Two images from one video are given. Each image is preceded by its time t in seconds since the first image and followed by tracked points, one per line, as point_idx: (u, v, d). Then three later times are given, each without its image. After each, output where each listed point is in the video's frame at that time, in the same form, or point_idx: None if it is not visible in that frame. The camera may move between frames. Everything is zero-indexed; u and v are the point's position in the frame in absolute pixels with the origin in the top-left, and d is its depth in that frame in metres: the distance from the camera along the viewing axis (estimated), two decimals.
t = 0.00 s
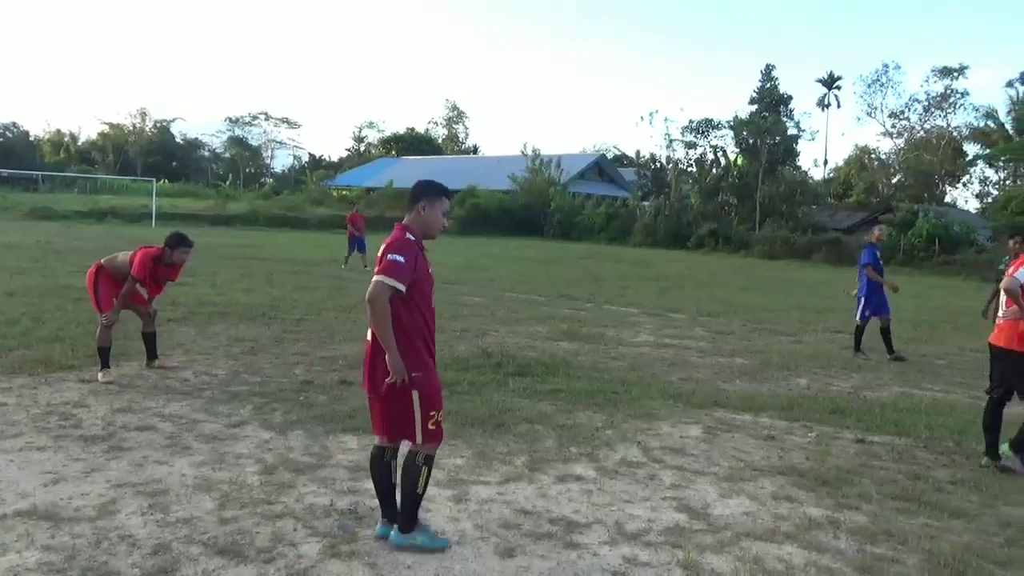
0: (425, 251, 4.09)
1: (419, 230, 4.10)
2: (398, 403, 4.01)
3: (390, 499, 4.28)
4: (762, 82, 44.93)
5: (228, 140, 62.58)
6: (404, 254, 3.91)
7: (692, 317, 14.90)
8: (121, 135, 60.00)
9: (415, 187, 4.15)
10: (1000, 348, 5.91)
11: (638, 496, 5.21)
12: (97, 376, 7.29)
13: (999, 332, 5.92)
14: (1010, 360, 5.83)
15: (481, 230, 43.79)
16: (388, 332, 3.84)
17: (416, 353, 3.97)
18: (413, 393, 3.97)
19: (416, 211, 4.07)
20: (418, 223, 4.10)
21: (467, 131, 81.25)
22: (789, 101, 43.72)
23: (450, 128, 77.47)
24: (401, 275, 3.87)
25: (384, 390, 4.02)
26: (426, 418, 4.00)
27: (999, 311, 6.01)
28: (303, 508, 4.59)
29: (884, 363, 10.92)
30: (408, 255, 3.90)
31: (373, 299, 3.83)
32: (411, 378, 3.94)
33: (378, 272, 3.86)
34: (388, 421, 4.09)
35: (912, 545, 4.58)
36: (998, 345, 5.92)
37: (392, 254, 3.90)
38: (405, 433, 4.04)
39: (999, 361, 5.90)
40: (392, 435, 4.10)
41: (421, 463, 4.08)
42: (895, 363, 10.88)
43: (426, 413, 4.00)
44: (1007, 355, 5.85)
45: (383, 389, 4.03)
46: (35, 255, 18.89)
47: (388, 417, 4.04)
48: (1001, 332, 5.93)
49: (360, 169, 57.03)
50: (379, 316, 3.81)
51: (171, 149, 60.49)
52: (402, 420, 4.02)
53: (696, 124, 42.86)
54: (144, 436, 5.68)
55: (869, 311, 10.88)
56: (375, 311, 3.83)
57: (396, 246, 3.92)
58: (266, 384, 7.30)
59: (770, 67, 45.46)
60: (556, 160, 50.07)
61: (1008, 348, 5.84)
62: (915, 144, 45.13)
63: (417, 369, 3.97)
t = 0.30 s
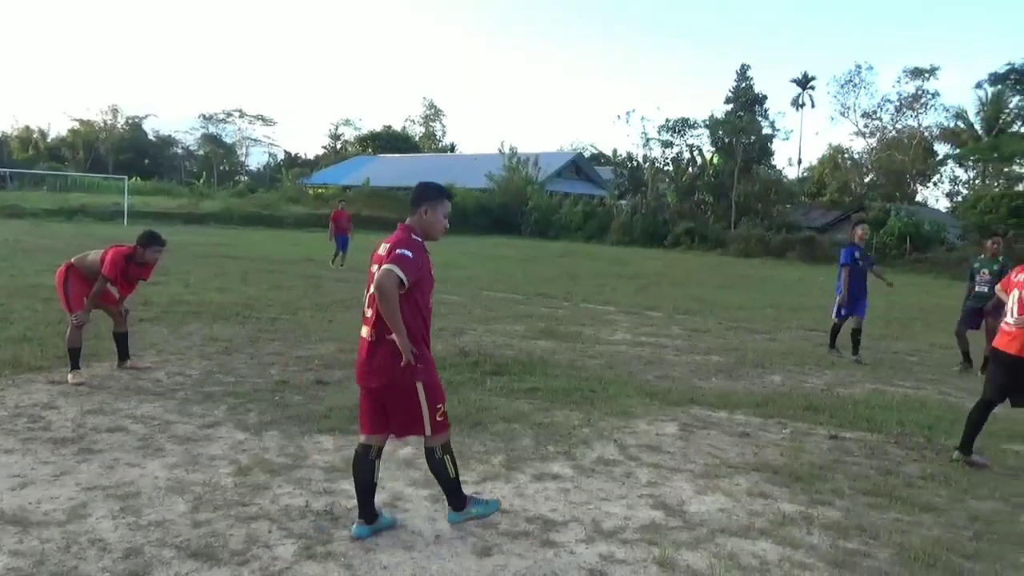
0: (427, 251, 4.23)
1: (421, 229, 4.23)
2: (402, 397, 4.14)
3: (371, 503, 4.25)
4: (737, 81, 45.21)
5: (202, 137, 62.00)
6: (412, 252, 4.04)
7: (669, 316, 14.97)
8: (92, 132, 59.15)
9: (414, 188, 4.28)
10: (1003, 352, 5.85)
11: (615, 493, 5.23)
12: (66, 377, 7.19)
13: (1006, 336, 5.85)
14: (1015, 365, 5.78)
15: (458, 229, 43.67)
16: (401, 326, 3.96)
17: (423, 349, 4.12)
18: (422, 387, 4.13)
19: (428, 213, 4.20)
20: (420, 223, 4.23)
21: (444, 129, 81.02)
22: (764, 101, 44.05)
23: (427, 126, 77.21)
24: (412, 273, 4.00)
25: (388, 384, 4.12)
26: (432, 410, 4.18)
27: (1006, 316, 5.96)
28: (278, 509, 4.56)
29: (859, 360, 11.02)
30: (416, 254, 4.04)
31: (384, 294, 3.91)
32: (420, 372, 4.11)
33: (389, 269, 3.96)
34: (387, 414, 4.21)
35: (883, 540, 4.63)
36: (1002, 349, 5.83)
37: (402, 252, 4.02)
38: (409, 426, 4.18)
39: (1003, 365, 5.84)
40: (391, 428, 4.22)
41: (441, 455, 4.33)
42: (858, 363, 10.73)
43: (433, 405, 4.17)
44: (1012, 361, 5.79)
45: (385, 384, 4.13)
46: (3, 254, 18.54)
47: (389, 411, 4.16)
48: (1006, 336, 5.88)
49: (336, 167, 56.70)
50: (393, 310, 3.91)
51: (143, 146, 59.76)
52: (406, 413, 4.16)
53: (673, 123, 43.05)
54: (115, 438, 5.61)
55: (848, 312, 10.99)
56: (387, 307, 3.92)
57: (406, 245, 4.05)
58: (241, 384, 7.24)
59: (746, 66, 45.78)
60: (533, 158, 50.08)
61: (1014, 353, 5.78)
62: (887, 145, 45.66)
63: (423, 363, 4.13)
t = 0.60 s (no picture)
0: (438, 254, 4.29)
1: (433, 231, 4.26)
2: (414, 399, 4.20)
3: (359, 481, 4.38)
4: (703, 82, 45.54)
5: (164, 132, 61.15)
6: (439, 257, 4.12)
7: (635, 314, 15.05)
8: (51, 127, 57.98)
9: (425, 189, 4.31)
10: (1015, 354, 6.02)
11: (581, 490, 5.25)
12: (22, 377, 7.04)
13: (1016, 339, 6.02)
14: None
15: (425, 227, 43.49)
16: (434, 329, 4.05)
17: (439, 351, 4.21)
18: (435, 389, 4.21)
19: (442, 213, 4.21)
20: (434, 228, 4.28)
21: (412, 127, 80.66)
22: (730, 101, 44.43)
23: (395, 124, 76.83)
24: (443, 280, 4.08)
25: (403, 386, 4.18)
26: (439, 413, 4.25)
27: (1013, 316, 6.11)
28: (241, 510, 4.50)
29: (822, 357, 11.16)
30: (442, 260, 4.11)
31: (425, 302, 3.97)
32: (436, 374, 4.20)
33: (422, 272, 4.01)
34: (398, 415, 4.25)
35: (843, 533, 4.70)
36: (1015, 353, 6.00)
37: (430, 256, 4.08)
38: (417, 430, 4.22)
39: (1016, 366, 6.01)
40: (400, 429, 4.27)
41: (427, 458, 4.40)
42: (818, 360, 10.91)
43: (439, 408, 4.24)
44: None
45: (402, 384, 4.19)
46: None
47: (403, 412, 4.21)
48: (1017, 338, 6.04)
49: (302, 163, 56.21)
50: (430, 315, 3.98)
51: (104, 141, 58.75)
52: (416, 414, 4.20)
53: (640, 123, 43.30)
54: (72, 440, 5.51)
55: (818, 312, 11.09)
56: (422, 311, 3.98)
57: (435, 252, 4.09)
58: (203, 384, 7.14)
59: (712, 67, 46.19)
60: (501, 157, 50.06)
61: None
62: (849, 145, 46.34)
63: (437, 364, 4.22)
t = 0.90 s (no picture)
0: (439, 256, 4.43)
1: (435, 232, 4.41)
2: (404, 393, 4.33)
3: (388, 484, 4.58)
4: (675, 81, 45.81)
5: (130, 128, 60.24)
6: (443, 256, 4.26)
7: (607, 312, 15.12)
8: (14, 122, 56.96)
9: (428, 191, 4.46)
10: (1006, 353, 5.91)
11: (553, 487, 5.26)
12: None
13: (1010, 337, 5.90)
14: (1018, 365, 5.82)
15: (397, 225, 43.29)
16: (435, 327, 4.20)
17: (432, 347, 4.35)
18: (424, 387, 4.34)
19: (445, 217, 4.35)
20: (435, 228, 4.42)
21: (384, 125, 80.31)
22: (701, 101, 44.75)
23: (366, 121, 76.45)
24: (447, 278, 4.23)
25: (396, 380, 4.30)
26: (427, 410, 4.38)
27: (1008, 317, 6.03)
28: (209, 511, 4.46)
29: (791, 354, 11.27)
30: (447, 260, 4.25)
31: (431, 298, 4.09)
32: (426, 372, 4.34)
33: (429, 269, 4.14)
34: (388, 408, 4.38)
35: (809, 527, 4.76)
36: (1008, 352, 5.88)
37: (435, 253, 4.22)
38: (404, 424, 4.35)
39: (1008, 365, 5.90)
40: (389, 421, 4.39)
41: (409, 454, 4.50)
42: (785, 356, 10.96)
43: (427, 405, 4.38)
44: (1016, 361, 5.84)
45: (394, 378, 4.31)
46: None
47: (394, 406, 4.33)
48: (1010, 336, 5.92)
49: (272, 161, 55.74)
50: (433, 312, 4.11)
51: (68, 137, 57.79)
52: (405, 409, 4.33)
53: (612, 122, 43.46)
54: (35, 441, 5.42)
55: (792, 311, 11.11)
56: (426, 306, 4.11)
57: (440, 252, 4.23)
58: (170, 383, 7.07)
59: (682, 67, 46.51)
60: (473, 155, 50.01)
61: (1015, 353, 5.84)
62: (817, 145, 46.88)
63: (428, 362, 4.36)
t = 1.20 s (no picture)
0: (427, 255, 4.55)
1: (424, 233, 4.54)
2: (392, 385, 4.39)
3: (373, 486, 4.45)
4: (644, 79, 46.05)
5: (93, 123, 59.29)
6: (435, 251, 4.40)
7: (577, 309, 15.16)
8: None
9: (417, 194, 4.60)
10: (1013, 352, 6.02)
11: (523, 484, 5.27)
12: None
13: (1015, 336, 6.02)
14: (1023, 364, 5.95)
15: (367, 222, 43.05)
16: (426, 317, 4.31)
17: (418, 340, 4.45)
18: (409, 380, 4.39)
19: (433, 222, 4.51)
20: (423, 227, 4.54)
21: (353, 122, 79.87)
22: (670, 99, 45.04)
23: (336, 118, 75.98)
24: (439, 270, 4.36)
25: (386, 371, 4.35)
26: (412, 403, 4.46)
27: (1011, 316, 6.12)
28: (174, 512, 4.41)
29: (762, 350, 11.36)
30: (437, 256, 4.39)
31: (426, 285, 4.21)
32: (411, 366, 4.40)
33: (425, 261, 4.26)
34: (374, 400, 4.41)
35: (775, 519, 4.83)
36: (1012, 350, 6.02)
37: (429, 247, 4.35)
38: (391, 416, 4.39)
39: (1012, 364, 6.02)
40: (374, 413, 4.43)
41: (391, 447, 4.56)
42: (756, 352, 10.94)
43: (411, 399, 4.45)
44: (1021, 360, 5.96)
45: (384, 370, 4.36)
46: None
47: (383, 397, 4.37)
48: (1014, 335, 6.04)
49: (239, 157, 55.15)
50: (428, 300, 4.23)
51: (29, 133, 56.76)
52: (394, 400, 4.38)
53: (582, 119, 43.59)
54: None
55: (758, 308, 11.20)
56: (423, 294, 4.22)
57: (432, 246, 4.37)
58: (135, 383, 6.97)
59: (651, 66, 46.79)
60: (444, 152, 49.88)
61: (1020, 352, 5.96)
62: (784, 144, 47.42)
63: (412, 356, 4.45)
